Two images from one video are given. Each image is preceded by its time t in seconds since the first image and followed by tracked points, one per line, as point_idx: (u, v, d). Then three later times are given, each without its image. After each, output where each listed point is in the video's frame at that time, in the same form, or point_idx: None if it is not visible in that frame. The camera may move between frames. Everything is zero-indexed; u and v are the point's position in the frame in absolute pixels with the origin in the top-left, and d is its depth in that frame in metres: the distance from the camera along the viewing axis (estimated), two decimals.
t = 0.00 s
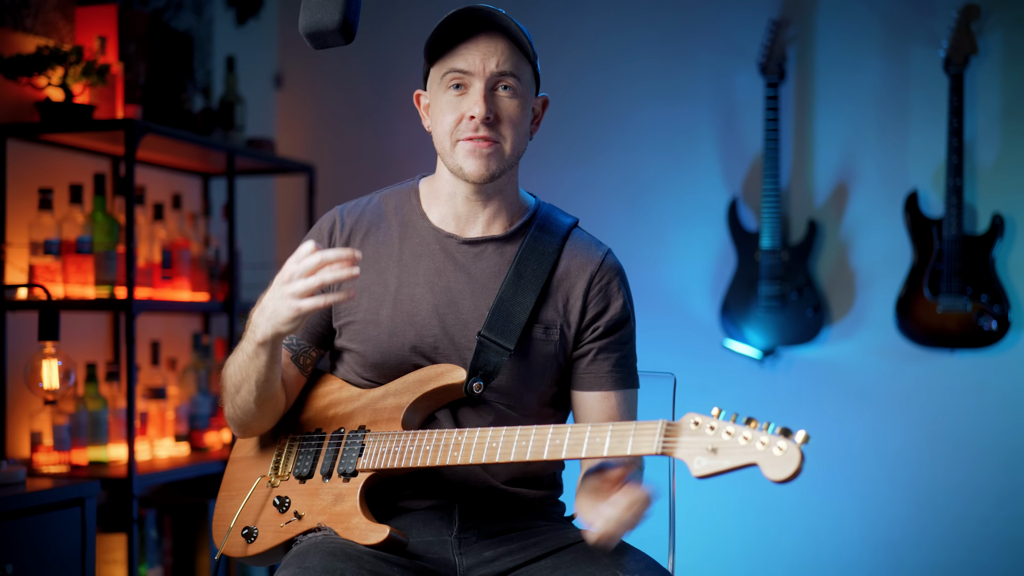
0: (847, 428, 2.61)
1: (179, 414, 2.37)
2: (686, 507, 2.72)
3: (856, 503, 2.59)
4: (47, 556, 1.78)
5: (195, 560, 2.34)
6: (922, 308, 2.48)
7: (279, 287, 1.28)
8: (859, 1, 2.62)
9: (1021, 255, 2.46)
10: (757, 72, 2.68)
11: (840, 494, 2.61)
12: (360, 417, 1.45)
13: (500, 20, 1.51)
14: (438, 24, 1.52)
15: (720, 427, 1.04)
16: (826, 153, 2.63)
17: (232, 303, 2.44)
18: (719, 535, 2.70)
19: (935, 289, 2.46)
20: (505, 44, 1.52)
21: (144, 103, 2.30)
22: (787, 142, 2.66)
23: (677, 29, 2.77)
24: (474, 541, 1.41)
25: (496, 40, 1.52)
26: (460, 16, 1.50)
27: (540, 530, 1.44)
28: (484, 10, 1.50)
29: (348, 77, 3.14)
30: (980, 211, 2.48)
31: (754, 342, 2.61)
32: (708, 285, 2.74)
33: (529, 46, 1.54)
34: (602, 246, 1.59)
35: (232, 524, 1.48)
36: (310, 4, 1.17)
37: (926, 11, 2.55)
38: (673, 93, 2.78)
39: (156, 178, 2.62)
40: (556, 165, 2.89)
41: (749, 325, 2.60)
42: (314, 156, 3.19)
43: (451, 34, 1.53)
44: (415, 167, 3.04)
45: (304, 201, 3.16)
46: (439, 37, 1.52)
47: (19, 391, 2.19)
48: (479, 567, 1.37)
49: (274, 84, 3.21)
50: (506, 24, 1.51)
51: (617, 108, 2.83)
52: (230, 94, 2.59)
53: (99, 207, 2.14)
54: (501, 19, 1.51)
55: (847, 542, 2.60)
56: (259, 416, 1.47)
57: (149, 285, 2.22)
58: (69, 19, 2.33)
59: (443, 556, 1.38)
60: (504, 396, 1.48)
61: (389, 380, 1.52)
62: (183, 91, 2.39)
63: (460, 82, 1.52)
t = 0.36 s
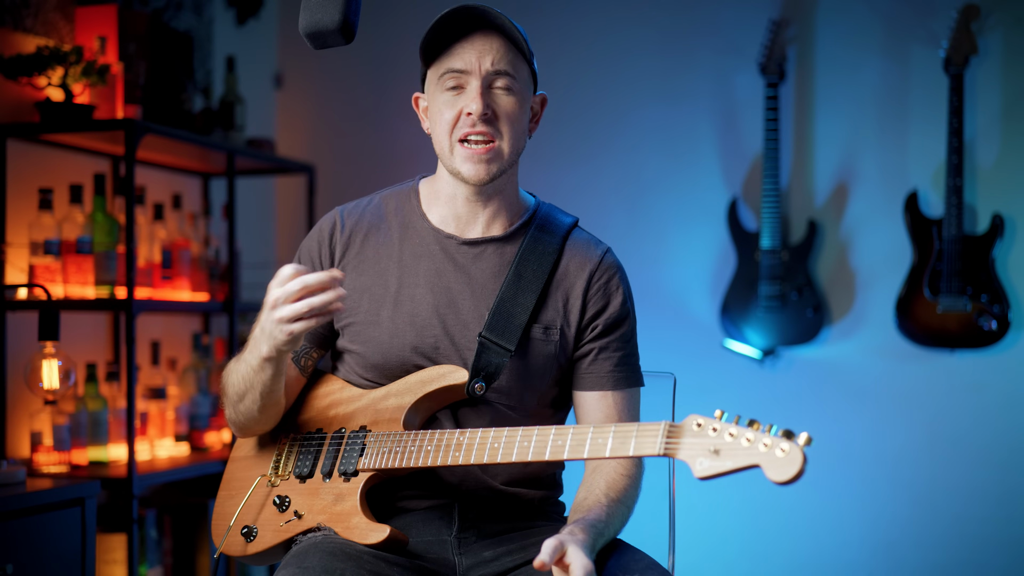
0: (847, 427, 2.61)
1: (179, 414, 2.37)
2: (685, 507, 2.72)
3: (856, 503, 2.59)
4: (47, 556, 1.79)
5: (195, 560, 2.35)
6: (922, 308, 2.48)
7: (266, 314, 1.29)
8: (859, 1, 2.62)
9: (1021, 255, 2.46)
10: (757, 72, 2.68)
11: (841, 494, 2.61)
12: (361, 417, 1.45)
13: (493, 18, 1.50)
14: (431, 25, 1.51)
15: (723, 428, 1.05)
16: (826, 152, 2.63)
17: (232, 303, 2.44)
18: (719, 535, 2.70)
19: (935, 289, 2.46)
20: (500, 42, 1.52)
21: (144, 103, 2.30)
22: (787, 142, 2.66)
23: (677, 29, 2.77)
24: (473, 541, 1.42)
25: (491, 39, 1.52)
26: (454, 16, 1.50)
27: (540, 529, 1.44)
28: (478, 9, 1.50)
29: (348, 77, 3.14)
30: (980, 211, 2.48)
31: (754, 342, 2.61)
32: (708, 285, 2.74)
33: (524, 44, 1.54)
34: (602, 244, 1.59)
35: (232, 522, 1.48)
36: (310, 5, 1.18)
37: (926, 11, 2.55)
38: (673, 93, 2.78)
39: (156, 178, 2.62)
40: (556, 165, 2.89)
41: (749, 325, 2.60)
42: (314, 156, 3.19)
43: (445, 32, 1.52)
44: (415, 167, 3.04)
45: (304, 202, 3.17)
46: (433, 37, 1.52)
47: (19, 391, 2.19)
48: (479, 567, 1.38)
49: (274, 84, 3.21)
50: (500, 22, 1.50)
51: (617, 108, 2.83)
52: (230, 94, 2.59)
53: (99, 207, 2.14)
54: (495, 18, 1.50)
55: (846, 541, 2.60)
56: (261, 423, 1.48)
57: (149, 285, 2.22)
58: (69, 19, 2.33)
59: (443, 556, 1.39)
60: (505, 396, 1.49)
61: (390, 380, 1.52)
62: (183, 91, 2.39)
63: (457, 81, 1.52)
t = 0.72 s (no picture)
0: (848, 427, 2.61)
1: (179, 414, 2.37)
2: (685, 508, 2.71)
3: (855, 503, 2.59)
4: (48, 556, 1.78)
5: (195, 560, 2.34)
6: (922, 308, 2.48)
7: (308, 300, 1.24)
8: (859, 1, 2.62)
9: (1021, 255, 2.46)
10: (757, 72, 2.68)
11: (841, 494, 2.61)
12: (366, 417, 1.44)
13: (468, 22, 1.49)
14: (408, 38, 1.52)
15: (730, 441, 1.05)
16: (826, 152, 2.63)
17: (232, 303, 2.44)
18: (719, 535, 2.70)
19: (935, 289, 2.46)
20: (481, 45, 1.51)
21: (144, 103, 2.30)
22: (787, 142, 2.66)
23: (677, 29, 2.77)
24: (474, 541, 1.42)
25: (471, 43, 1.51)
26: (431, 26, 1.50)
27: (541, 529, 1.45)
28: (454, 17, 1.49)
29: (348, 78, 3.14)
30: (980, 211, 2.48)
31: (754, 342, 2.61)
32: (708, 286, 2.74)
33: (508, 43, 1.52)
34: (606, 244, 1.58)
35: (232, 518, 1.48)
36: (310, 4, 1.17)
37: (926, 11, 2.55)
38: (673, 93, 2.78)
39: (156, 178, 2.62)
40: (556, 165, 2.89)
41: (749, 325, 2.60)
42: (314, 156, 3.19)
43: (426, 42, 1.52)
44: (415, 167, 3.04)
45: (304, 202, 3.16)
46: (413, 48, 1.52)
47: (19, 391, 2.19)
48: (480, 567, 1.38)
49: (273, 84, 3.20)
50: (478, 26, 1.49)
51: (617, 108, 2.83)
52: (230, 94, 2.59)
53: (99, 207, 2.14)
54: (472, 22, 1.49)
55: (846, 540, 2.60)
56: (300, 422, 1.44)
57: (149, 285, 2.22)
58: (69, 19, 2.33)
59: (444, 556, 1.39)
60: (508, 396, 1.48)
61: (397, 380, 1.51)
62: (183, 91, 2.39)
63: (444, 89, 1.52)
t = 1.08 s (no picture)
0: (848, 427, 2.60)
1: (179, 414, 2.37)
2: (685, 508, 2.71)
3: (855, 502, 2.59)
4: (48, 556, 1.79)
5: (195, 560, 2.34)
6: (922, 308, 2.48)
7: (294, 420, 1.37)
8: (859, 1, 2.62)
9: (1021, 255, 2.46)
10: (757, 72, 2.68)
11: (842, 494, 2.61)
12: (366, 417, 1.45)
13: (486, 18, 1.49)
14: (424, 31, 1.52)
15: (730, 453, 1.04)
16: (826, 153, 2.63)
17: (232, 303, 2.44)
18: (718, 534, 2.70)
19: (935, 289, 2.46)
20: (496, 42, 1.51)
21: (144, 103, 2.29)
22: (788, 142, 2.66)
23: (677, 30, 2.77)
24: (473, 541, 1.42)
25: (486, 39, 1.51)
26: (447, 19, 1.50)
27: (541, 530, 1.44)
28: (471, 11, 1.49)
29: (348, 78, 3.14)
30: (980, 211, 2.48)
31: (754, 342, 2.61)
32: (708, 286, 2.74)
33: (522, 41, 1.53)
34: (610, 243, 1.58)
35: (232, 516, 1.49)
36: (310, 5, 1.18)
37: (926, 12, 2.55)
38: (673, 93, 2.78)
39: (156, 178, 2.62)
40: (556, 165, 2.89)
41: (749, 325, 2.60)
42: (314, 156, 3.19)
43: (440, 37, 1.52)
44: (415, 167, 3.04)
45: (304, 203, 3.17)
46: (428, 40, 1.52)
47: (19, 391, 2.19)
48: (480, 567, 1.38)
49: (273, 84, 3.20)
50: (493, 22, 1.50)
51: (617, 108, 2.83)
52: (230, 95, 2.59)
53: (99, 207, 2.14)
54: (489, 19, 1.49)
55: (846, 539, 2.60)
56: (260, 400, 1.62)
57: (149, 285, 2.22)
58: (69, 19, 2.33)
59: (443, 556, 1.39)
60: (509, 399, 1.49)
61: (396, 380, 1.53)
62: (183, 91, 2.39)
63: (456, 84, 1.52)
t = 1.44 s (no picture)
0: (848, 427, 2.61)
1: (179, 414, 2.37)
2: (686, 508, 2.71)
3: (856, 502, 2.59)
4: (48, 556, 1.78)
5: (195, 560, 2.34)
6: (922, 308, 2.48)
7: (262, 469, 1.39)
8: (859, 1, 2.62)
9: (1021, 255, 2.46)
10: (757, 72, 2.68)
11: (842, 494, 2.61)
12: (361, 418, 1.46)
13: (501, 26, 1.49)
14: (439, 28, 1.51)
15: (697, 393, 1.04)
16: (826, 153, 2.63)
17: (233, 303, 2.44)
18: (719, 535, 2.70)
19: (935, 289, 2.46)
20: (510, 52, 1.51)
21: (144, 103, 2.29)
22: (788, 142, 2.66)
23: (677, 30, 2.77)
24: (474, 541, 1.42)
25: (500, 46, 1.51)
26: (465, 20, 1.50)
27: (542, 530, 1.44)
28: (488, 17, 1.49)
29: (348, 78, 3.14)
30: (981, 211, 2.48)
31: (754, 342, 2.61)
32: (708, 286, 2.74)
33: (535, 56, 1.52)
34: (607, 244, 1.58)
35: (237, 529, 1.49)
36: (310, 4, 1.18)
37: (926, 12, 2.55)
38: (673, 93, 2.78)
39: (156, 178, 2.62)
40: (556, 165, 2.89)
41: (749, 325, 2.60)
42: (314, 157, 3.19)
43: (456, 36, 1.52)
44: (414, 168, 3.04)
45: (304, 203, 3.17)
46: (443, 37, 1.52)
47: (19, 391, 2.19)
48: (479, 567, 1.38)
49: (273, 85, 3.21)
50: (511, 34, 1.49)
51: (617, 108, 2.83)
52: (230, 95, 2.59)
53: (99, 207, 2.15)
54: (507, 28, 1.49)
55: (847, 539, 2.60)
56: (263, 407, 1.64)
57: (149, 285, 2.22)
58: (69, 19, 2.33)
59: (443, 556, 1.39)
60: (504, 399, 1.48)
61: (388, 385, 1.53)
62: (183, 91, 2.39)
63: (463, 85, 1.52)
